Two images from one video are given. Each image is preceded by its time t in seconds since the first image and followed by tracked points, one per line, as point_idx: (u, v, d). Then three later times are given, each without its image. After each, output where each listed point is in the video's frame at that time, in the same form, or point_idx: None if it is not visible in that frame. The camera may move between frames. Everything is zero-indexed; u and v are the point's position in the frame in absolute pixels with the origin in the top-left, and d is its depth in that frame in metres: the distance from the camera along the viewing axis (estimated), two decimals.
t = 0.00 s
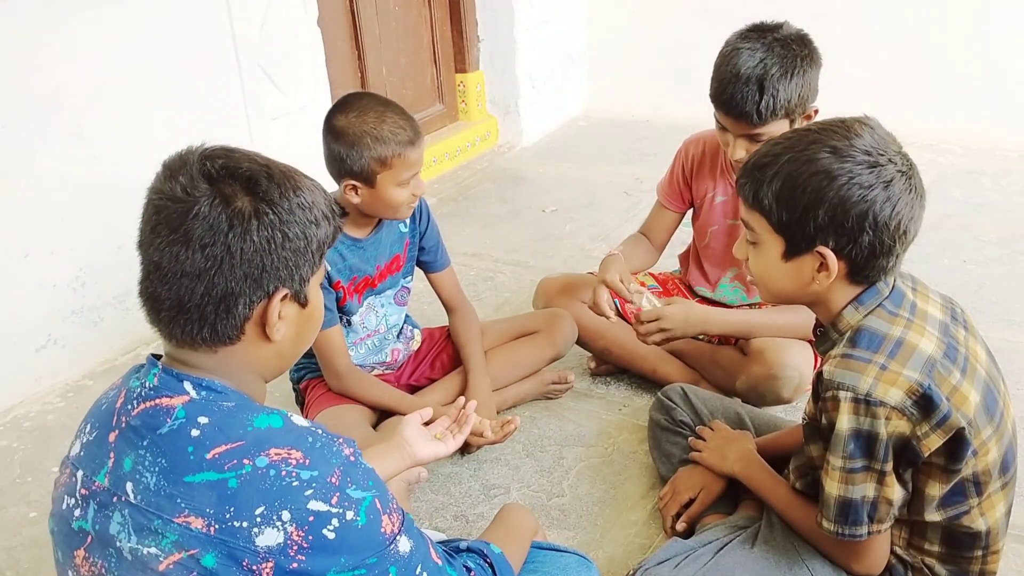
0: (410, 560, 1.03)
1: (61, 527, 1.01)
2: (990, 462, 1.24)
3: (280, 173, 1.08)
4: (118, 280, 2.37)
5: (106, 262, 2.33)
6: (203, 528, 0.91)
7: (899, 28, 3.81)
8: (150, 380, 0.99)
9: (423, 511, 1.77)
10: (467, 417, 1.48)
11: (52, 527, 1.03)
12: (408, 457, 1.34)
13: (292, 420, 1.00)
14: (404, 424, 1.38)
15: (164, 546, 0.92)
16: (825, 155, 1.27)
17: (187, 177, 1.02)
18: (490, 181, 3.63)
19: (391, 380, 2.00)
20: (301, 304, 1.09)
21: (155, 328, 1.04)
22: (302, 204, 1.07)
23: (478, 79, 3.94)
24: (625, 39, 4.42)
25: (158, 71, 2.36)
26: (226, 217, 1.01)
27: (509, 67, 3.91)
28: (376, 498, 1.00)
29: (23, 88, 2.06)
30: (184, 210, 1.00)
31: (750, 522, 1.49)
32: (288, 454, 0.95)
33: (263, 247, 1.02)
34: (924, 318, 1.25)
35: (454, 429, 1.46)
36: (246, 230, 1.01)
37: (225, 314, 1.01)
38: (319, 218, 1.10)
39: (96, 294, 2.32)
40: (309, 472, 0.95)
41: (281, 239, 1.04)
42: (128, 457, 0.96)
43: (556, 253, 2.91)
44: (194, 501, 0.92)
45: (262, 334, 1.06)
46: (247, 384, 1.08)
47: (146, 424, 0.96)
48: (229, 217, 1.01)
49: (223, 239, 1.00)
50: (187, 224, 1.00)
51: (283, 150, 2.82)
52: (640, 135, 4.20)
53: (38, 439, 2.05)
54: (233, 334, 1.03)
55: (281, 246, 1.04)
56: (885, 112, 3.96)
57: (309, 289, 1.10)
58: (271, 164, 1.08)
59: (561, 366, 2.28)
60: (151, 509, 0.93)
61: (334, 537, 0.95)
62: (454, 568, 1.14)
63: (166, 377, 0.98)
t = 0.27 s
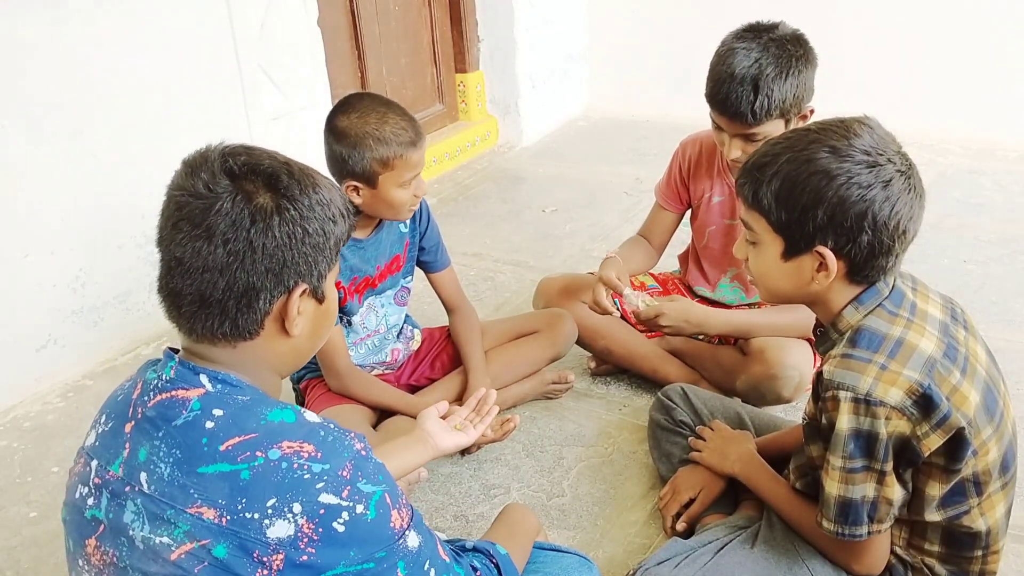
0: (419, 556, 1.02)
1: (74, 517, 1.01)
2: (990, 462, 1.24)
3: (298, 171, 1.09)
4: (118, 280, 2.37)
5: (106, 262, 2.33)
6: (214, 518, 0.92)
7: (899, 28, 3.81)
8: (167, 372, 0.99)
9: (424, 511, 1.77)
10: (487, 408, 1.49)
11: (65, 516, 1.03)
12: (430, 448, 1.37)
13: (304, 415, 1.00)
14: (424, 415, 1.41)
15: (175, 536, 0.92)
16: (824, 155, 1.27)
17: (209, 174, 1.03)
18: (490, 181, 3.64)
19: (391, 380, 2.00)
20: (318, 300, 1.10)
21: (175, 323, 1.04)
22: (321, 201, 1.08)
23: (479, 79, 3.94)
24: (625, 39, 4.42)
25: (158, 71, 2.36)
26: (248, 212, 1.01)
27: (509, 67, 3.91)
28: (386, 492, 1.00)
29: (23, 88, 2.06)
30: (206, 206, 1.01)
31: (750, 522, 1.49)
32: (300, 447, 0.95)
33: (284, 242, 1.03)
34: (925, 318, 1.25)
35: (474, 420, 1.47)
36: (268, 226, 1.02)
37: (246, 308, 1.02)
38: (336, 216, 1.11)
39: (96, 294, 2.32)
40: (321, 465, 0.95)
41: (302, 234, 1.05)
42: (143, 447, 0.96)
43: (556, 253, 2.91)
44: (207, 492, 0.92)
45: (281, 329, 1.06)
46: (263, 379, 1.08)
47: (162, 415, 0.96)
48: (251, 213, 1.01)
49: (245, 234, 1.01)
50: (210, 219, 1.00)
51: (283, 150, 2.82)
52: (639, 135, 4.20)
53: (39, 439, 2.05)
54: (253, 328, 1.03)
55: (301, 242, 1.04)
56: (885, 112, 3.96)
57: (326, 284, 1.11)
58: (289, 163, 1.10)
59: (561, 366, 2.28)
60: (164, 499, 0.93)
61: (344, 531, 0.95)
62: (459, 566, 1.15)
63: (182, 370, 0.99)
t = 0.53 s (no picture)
0: (425, 553, 1.02)
1: (84, 509, 1.02)
2: (990, 462, 1.24)
3: (311, 170, 1.09)
4: (118, 279, 2.37)
5: (106, 262, 2.33)
6: (224, 510, 0.92)
7: (899, 28, 3.81)
8: (180, 366, 1.00)
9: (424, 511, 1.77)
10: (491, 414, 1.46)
11: (76, 508, 1.04)
12: (436, 457, 1.38)
13: (313, 411, 1.00)
14: (430, 425, 1.41)
15: (184, 527, 0.92)
16: (822, 155, 1.27)
17: (224, 172, 1.03)
18: (490, 181, 3.64)
19: (391, 379, 2.00)
20: (332, 297, 1.10)
21: (190, 320, 1.04)
22: (334, 198, 1.08)
23: (479, 79, 3.94)
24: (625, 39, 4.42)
25: (158, 71, 2.36)
26: (262, 209, 1.01)
27: (509, 67, 3.91)
28: (393, 488, 1.00)
29: (24, 88, 2.06)
30: (221, 204, 1.01)
31: (750, 522, 1.49)
32: (309, 441, 0.95)
33: (299, 239, 1.03)
34: (924, 318, 1.25)
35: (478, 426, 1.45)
36: (282, 223, 1.02)
37: (261, 304, 1.02)
38: (348, 213, 1.11)
39: (96, 294, 2.32)
40: (329, 459, 0.95)
41: (315, 231, 1.04)
42: (155, 440, 0.97)
43: (556, 253, 2.91)
44: (216, 484, 0.92)
45: (295, 325, 1.06)
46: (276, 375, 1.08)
47: (174, 408, 0.97)
48: (265, 210, 1.01)
49: (260, 231, 1.01)
50: (225, 217, 1.00)
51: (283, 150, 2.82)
52: (639, 135, 4.20)
53: (39, 439, 2.05)
54: (268, 324, 1.03)
55: (314, 238, 1.04)
56: (885, 112, 3.96)
57: (339, 280, 1.11)
58: (302, 161, 1.10)
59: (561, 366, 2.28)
60: (174, 490, 0.93)
61: (351, 525, 0.95)
62: (464, 566, 1.14)
63: (195, 364, 0.99)
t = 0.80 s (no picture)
0: (427, 550, 1.02)
1: (87, 506, 1.02)
2: (990, 461, 1.24)
3: (313, 169, 1.09)
4: (118, 279, 2.37)
5: (106, 262, 2.33)
6: (226, 506, 0.92)
7: (899, 28, 3.81)
8: (184, 364, 1.00)
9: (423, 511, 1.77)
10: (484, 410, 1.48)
11: (79, 505, 1.04)
12: (433, 453, 1.37)
13: (316, 408, 1.00)
14: (424, 422, 1.41)
15: (187, 523, 0.92)
16: (821, 154, 1.27)
17: (226, 172, 1.03)
18: (490, 181, 3.63)
19: (391, 379, 2.00)
20: (336, 295, 1.10)
21: (194, 319, 1.04)
22: (336, 198, 1.08)
23: (479, 79, 3.94)
24: (625, 39, 4.42)
25: (158, 70, 2.36)
26: (265, 210, 1.01)
27: (510, 67, 3.91)
28: (395, 485, 1.00)
29: (23, 88, 2.06)
30: (224, 205, 1.01)
31: (750, 522, 1.49)
32: (312, 437, 0.96)
33: (301, 239, 1.03)
34: (924, 318, 1.25)
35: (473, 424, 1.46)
36: (284, 223, 1.02)
37: (265, 304, 1.02)
38: (351, 213, 1.11)
39: (95, 294, 2.32)
40: (332, 456, 0.95)
41: (318, 231, 1.04)
42: (159, 437, 0.97)
43: (556, 253, 2.91)
44: (219, 480, 0.93)
45: (299, 324, 1.06)
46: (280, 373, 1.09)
47: (178, 405, 0.97)
48: (268, 210, 1.01)
49: (263, 231, 1.01)
50: (228, 217, 1.00)
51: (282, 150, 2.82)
52: (639, 135, 4.20)
53: (39, 439, 2.05)
54: (272, 324, 1.04)
55: (317, 238, 1.04)
56: (885, 112, 3.96)
57: (343, 279, 1.11)
58: (305, 161, 1.09)
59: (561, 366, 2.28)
60: (178, 487, 0.94)
61: (353, 522, 0.95)
62: (464, 566, 1.14)
63: (199, 361, 1.00)
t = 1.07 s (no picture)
0: (428, 551, 1.02)
1: (89, 505, 1.01)
2: (990, 461, 1.24)
3: (302, 167, 1.07)
4: (118, 279, 2.37)
5: (106, 262, 2.33)
6: (228, 506, 0.92)
7: (899, 27, 3.80)
8: (185, 364, 1.00)
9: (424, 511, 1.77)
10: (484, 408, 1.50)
11: (81, 505, 1.04)
12: (432, 452, 1.37)
13: (319, 408, 1.00)
14: (424, 422, 1.41)
15: (189, 523, 0.92)
16: (819, 154, 1.27)
17: (214, 180, 1.02)
18: (490, 181, 3.64)
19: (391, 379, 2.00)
20: (336, 292, 1.10)
21: (195, 325, 1.05)
22: (328, 196, 1.07)
23: (479, 79, 3.94)
24: (625, 39, 4.42)
25: (158, 71, 2.36)
26: (256, 216, 1.01)
27: (510, 67, 3.91)
28: (397, 486, 1.00)
29: (23, 89, 2.06)
30: (214, 214, 1.00)
31: (750, 522, 1.49)
32: (313, 438, 0.95)
33: (295, 242, 1.02)
34: (923, 318, 1.25)
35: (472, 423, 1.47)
36: (276, 228, 1.01)
37: (263, 309, 1.02)
38: (345, 208, 1.10)
39: (95, 293, 2.32)
40: (334, 456, 0.95)
41: (311, 232, 1.04)
42: (160, 437, 0.97)
43: (555, 253, 2.91)
44: (221, 480, 0.93)
45: (299, 324, 1.07)
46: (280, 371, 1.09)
47: (179, 406, 0.97)
48: (259, 216, 1.01)
49: (255, 238, 1.00)
50: (219, 226, 1.00)
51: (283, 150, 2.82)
52: (639, 135, 4.20)
53: (39, 439, 2.05)
54: (271, 327, 1.04)
55: (311, 240, 1.04)
56: (884, 112, 3.96)
57: (342, 276, 1.11)
58: (293, 159, 1.08)
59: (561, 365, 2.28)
60: (179, 487, 0.94)
61: (355, 522, 0.95)
62: (465, 566, 1.14)
63: (200, 361, 1.00)
